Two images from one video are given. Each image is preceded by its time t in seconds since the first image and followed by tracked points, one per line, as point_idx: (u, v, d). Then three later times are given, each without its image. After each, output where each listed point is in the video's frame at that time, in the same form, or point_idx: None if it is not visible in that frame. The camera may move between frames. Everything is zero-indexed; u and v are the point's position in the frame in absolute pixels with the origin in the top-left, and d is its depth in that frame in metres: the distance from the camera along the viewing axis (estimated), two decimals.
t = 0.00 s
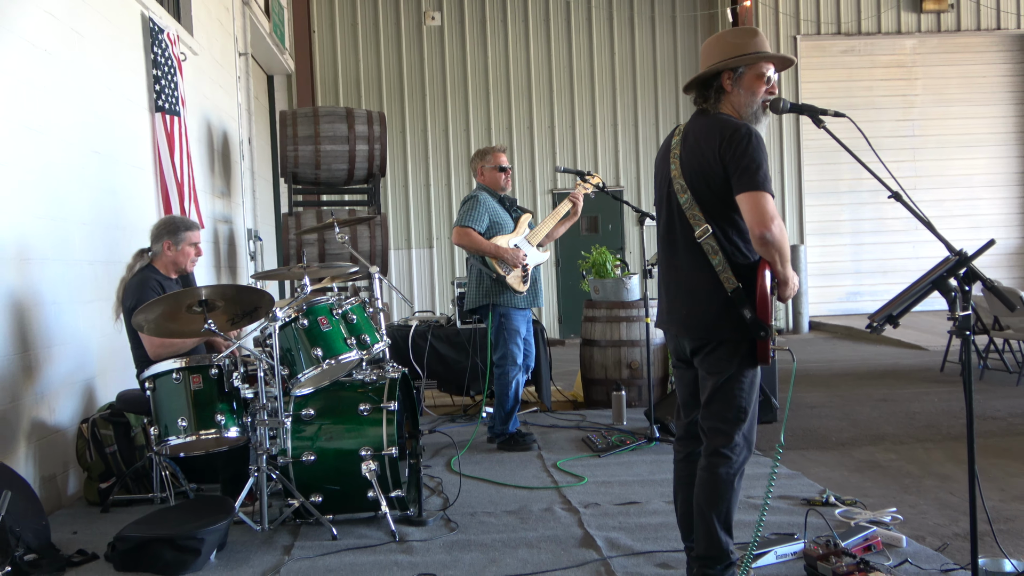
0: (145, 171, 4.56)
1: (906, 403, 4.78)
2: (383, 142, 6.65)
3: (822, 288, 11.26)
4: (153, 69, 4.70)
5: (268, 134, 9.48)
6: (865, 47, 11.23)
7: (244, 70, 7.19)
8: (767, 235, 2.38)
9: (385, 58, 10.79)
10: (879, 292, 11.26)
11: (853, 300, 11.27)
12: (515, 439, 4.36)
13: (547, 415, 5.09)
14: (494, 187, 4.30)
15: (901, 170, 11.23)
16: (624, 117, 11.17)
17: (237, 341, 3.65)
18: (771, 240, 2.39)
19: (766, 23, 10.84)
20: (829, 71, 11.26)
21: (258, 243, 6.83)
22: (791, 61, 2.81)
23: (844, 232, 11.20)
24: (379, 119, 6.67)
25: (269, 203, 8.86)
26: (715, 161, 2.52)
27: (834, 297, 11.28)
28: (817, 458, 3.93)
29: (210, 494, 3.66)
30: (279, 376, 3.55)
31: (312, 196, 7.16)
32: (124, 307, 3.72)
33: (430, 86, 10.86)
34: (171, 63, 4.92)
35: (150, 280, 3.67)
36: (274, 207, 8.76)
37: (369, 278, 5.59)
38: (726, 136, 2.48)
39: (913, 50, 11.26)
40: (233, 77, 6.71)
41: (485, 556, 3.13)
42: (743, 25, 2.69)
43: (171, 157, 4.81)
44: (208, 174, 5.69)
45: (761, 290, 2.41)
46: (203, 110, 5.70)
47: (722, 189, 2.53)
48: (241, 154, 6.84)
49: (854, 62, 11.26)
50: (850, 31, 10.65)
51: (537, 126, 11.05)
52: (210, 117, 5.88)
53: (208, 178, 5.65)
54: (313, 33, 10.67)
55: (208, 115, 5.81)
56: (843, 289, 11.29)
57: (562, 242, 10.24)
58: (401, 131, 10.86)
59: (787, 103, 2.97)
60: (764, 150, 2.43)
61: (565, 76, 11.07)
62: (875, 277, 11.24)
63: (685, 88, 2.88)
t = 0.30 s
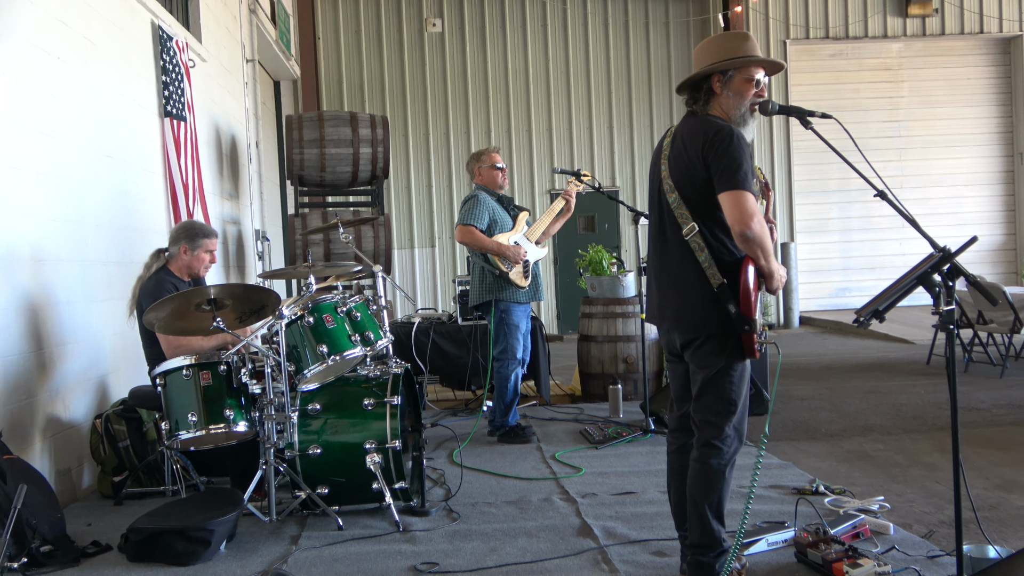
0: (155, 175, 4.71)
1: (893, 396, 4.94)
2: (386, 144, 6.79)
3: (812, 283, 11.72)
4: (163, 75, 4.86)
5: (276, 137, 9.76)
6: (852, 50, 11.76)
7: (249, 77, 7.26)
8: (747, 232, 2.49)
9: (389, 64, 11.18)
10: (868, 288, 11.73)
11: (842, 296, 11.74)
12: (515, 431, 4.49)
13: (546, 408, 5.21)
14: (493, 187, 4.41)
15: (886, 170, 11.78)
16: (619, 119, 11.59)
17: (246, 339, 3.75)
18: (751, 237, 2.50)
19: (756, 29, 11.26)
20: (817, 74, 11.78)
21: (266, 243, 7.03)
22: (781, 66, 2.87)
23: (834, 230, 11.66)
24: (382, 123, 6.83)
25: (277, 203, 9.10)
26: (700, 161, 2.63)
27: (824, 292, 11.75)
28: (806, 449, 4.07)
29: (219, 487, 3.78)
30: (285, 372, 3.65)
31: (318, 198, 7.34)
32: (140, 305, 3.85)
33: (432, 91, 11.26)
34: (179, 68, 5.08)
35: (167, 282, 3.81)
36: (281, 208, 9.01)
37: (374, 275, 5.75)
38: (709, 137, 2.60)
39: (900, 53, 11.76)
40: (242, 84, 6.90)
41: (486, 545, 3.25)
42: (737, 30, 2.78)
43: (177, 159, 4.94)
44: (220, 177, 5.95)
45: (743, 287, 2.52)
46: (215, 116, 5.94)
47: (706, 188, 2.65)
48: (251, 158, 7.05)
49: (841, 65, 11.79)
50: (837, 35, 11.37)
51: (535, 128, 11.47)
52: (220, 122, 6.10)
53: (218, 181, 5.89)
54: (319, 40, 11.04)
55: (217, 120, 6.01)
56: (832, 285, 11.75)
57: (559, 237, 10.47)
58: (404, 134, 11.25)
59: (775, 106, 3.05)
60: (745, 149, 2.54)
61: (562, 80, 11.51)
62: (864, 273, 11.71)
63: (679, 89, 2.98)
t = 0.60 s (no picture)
0: (164, 178, 4.85)
1: (881, 389, 5.08)
2: (390, 148, 6.91)
3: (802, 281, 11.96)
4: (173, 82, 5.00)
5: (282, 141, 9.89)
6: (840, 56, 11.91)
7: (258, 83, 7.46)
8: (725, 231, 2.59)
9: (391, 69, 11.31)
10: (855, 285, 11.99)
11: (831, 293, 12.00)
12: (515, 425, 4.62)
13: (545, 402, 5.34)
14: (493, 189, 4.53)
15: (873, 171, 11.96)
16: (615, 123, 11.74)
17: (253, 337, 3.87)
18: (730, 235, 2.60)
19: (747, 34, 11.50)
20: (806, 78, 11.96)
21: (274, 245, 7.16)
22: (771, 70, 2.97)
23: (822, 230, 11.91)
24: (386, 128, 6.95)
25: (284, 206, 9.23)
26: (683, 162, 2.76)
27: (814, 290, 11.99)
28: (796, 441, 4.20)
29: (228, 480, 3.91)
30: (292, 369, 3.78)
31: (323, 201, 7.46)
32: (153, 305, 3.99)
33: (433, 94, 11.38)
34: (187, 75, 5.20)
35: (176, 283, 3.93)
36: (287, 211, 9.15)
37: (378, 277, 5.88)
38: (692, 139, 2.72)
39: (885, 59, 11.96)
40: (250, 91, 7.02)
41: (486, 535, 3.38)
42: (726, 35, 2.84)
43: (187, 165, 5.08)
44: (228, 180, 6.07)
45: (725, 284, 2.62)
46: (223, 121, 6.06)
47: (690, 189, 2.77)
48: (258, 162, 7.18)
49: (830, 70, 11.96)
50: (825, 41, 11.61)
51: (534, 132, 11.59)
52: (229, 127, 6.23)
53: (227, 184, 6.02)
54: (323, 46, 11.17)
55: (226, 125, 6.13)
56: (821, 282, 12.00)
57: (557, 238, 10.65)
58: (406, 137, 11.37)
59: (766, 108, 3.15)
60: (726, 149, 2.66)
61: (559, 85, 11.64)
62: (851, 271, 11.98)
63: (672, 91, 3.08)
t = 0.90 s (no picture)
0: (180, 179, 5.01)
1: (871, 388, 5.22)
2: (397, 152, 7.06)
3: (794, 282, 12.29)
4: (189, 87, 5.17)
5: (292, 144, 10.04)
6: (833, 65, 12.21)
7: (270, 88, 7.62)
8: (722, 232, 2.69)
9: (398, 74, 11.44)
10: (847, 286, 12.31)
11: (822, 294, 12.30)
12: (519, 419, 4.76)
13: (546, 398, 5.47)
14: (496, 193, 4.68)
15: (864, 176, 12.28)
16: (614, 128, 11.88)
17: (266, 333, 4.02)
18: (727, 235, 2.69)
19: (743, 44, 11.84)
20: (799, 86, 12.23)
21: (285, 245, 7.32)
22: (768, 78, 3.04)
23: (814, 233, 12.23)
24: (394, 131, 7.08)
25: (295, 207, 9.38)
26: (680, 166, 2.88)
27: (806, 291, 12.31)
28: (788, 437, 4.33)
29: (241, 471, 4.07)
30: (302, 364, 3.92)
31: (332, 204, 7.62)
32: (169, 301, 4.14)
33: (439, 98, 11.52)
34: (200, 80, 5.35)
35: (191, 279, 4.08)
36: (298, 212, 9.32)
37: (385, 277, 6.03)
38: (689, 144, 2.85)
39: (876, 68, 12.26)
40: (261, 95, 7.17)
41: (490, 525, 3.52)
42: (727, 44, 2.92)
43: (201, 166, 5.25)
44: (241, 182, 6.24)
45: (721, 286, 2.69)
46: (235, 124, 6.20)
47: (687, 192, 2.89)
48: (269, 165, 7.33)
49: (822, 78, 12.24)
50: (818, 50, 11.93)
51: (535, 138, 11.73)
52: (242, 130, 6.38)
53: (239, 186, 6.18)
54: (333, 51, 11.33)
55: (239, 128, 6.28)
56: (813, 284, 12.32)
57: (558, 241, 10.79)
58: (413, 141, 11.52)
59: (762, 116, 3.27)
60: (722, 152, 2.77)
61: (560, 92, 11.78)
62: (843, 273, 12.30)
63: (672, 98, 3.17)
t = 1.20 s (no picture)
0: (207, 181, 5.19)
1: (873, 387, 5.34)
2: (416, 156, 7.22)
3: (798, 284, 12.44)
4: (215, 92, 5.37)
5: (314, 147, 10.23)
6: (837, 74, 12.45)
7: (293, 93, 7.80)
8: (738, 233, 2.78)
9: (416, 80, 11.62)
10: (849, 289, 12.47)
11: (826, 296, 12.47)
12: (531, 414, 4.91)
13: (557, 394, 5.61)
14: (508, 196, 4.83)
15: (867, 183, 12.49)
16: (627, 132, 12.00)
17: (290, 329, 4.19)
18: (742, 237, 2.79)
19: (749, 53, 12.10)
20: (803, 95, 12.48)
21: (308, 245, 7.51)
22: (763, 79, 3.13)
23: (818, 237, 12.38)
24: (412, 135, 7.25)
25: (317, 209, 9.58)
26: (689, 173, 2.99)
27: (810, 293, 12.48)
28: (793, 435, 4.46)
29: (265, 462, 4.25)
30: (324, 359, 4.06)
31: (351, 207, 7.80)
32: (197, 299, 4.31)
33: (456, 103, 11.68)
34: (226, 85, 5.53)
35: (218, 278, 4.26)
36: (319, 213, 9.53)
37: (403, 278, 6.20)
38: (696, 150, 2.96)
39: (879, 78, 12.49)
40: (285, 100, 7.35)
41: (503, 517, 3.67)
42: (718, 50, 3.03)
43: (226, 167, 5.45)
44: (265, 184, 6.42)
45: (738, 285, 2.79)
46: (261, 128, 6.39)
47: (698, 197, 3.00)
48: (292, 167, 7.50)
49: (827, 87, 12.48)
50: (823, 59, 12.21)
51: (549, 143, 11.87)
52: (266, 133, 6.56)
53: (263, 188, 6.35)
54: (354, 56, 11.53)
55: (263, 132, 6.47)
56: (816, 286, 12.49)
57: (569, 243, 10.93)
58: (430, 144, 11.68)
59: (767, 123, 3.38)
60: (729, 158, 2.89)
61: (573, 97, 11.91)
62: (846, 276, 12.47)
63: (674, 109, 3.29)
